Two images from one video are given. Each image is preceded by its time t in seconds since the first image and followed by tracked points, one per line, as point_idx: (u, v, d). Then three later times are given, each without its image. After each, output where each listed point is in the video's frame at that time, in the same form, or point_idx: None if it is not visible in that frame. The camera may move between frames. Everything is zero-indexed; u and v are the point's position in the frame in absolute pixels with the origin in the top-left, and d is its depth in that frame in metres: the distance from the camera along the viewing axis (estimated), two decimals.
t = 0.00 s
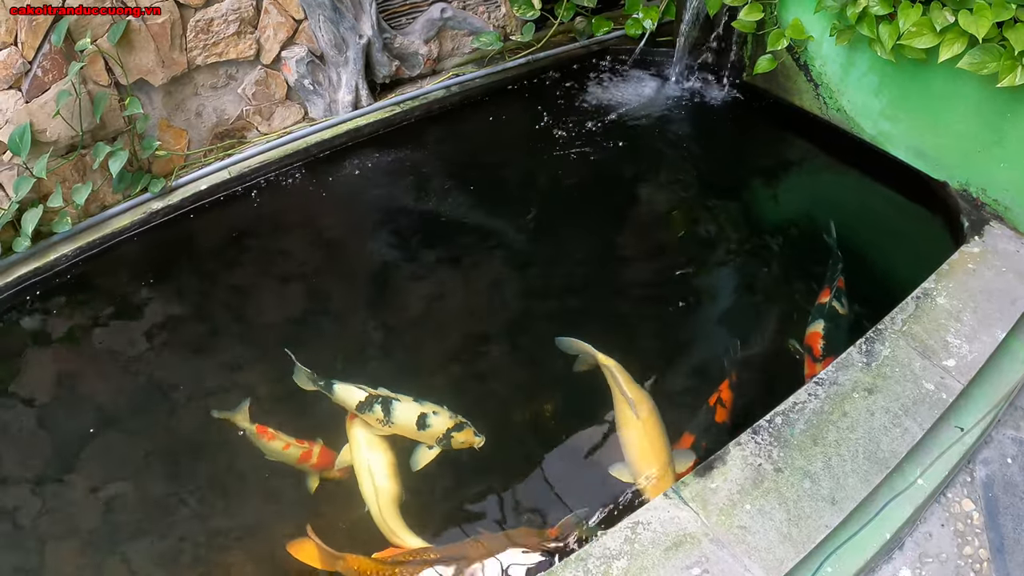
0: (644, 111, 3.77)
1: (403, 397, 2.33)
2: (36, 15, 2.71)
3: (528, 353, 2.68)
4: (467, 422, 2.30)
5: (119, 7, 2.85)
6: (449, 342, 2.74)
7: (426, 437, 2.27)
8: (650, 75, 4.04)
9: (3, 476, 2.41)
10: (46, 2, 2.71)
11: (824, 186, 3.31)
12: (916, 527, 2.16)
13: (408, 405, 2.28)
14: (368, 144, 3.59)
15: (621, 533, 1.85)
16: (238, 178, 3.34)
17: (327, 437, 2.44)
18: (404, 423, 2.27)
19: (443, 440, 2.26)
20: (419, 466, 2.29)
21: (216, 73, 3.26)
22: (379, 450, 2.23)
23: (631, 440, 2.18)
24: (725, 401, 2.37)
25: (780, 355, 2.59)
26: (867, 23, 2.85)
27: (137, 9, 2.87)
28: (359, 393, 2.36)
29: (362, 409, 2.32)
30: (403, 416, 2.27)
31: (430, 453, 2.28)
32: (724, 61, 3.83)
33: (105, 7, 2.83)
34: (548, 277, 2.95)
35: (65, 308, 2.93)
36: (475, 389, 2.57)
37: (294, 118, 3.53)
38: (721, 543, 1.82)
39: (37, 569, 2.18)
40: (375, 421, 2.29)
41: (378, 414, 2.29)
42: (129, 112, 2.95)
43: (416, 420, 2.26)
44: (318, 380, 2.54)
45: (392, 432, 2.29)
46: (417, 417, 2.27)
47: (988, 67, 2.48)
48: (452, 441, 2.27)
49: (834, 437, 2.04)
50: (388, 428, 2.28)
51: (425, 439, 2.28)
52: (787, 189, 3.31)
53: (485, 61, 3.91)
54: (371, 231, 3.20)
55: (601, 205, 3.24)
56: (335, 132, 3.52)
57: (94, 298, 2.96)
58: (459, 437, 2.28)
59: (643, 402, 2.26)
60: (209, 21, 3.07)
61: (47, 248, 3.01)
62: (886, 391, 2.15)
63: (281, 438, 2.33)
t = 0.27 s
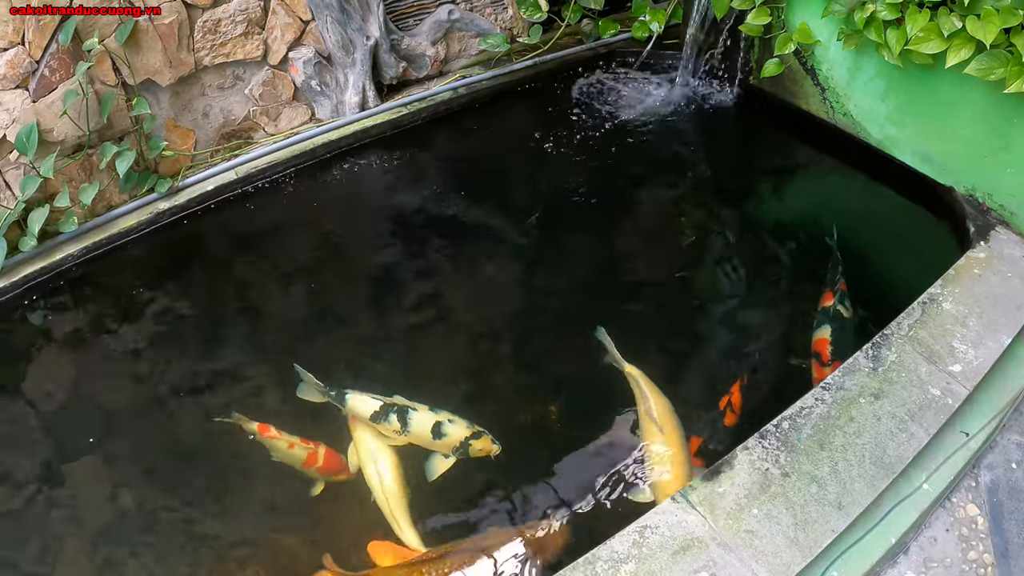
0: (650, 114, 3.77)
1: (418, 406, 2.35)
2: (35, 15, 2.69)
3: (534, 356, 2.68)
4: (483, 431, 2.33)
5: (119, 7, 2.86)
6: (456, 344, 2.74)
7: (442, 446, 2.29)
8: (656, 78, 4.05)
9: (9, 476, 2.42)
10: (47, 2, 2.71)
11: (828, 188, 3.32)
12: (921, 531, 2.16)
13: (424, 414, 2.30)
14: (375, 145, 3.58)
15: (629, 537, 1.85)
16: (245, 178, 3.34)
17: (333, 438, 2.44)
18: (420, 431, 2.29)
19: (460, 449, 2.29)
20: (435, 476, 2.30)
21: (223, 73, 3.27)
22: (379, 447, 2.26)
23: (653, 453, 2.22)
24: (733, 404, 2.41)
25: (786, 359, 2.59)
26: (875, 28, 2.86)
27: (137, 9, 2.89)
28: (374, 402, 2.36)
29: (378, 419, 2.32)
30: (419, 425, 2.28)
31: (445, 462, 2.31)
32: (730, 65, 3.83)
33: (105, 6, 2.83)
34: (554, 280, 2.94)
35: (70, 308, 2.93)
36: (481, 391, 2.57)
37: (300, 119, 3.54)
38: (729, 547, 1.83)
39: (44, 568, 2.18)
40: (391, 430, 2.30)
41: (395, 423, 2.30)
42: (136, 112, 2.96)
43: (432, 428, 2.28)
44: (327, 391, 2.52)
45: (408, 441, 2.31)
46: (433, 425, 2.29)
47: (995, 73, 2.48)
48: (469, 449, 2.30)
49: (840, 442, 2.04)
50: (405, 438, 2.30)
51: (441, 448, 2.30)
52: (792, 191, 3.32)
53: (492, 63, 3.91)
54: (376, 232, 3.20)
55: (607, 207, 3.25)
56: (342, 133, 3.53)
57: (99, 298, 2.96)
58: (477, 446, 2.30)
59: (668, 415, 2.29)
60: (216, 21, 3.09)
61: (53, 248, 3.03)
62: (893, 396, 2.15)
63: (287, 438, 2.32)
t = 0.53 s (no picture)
0: (656, 115, 3.77)
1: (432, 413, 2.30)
2: (36, 15, 2.70)
3: (538, 357, 2.68)
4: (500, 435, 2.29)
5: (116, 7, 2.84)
6: (459, 344, 2.74)
7: (460, 453, 2.25)
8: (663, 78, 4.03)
9: (12, 474, 2.42)
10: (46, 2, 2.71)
11: (835, 191, 3.30)
12: (925, 535, 2.15)
13: (439, 422, 2.26)
14: (380, 145, 3.58)
15: (633, 539, 1.85)
16: (250, 178, 3.35)
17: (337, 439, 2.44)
18: (436, 439, 2.24)
19: (477, 453, 2.25)
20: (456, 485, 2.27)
21: (229, 73, 3.28)
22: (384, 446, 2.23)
23: (670, 467, 2.17)
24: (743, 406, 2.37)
25: (790, 361, 2.58)
26: (881, 30, 2.85)
27: (137, 9, 2.89)
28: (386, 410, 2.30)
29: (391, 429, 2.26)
30: (434, 433, 2.24)
31: (464, 468, 2.27)
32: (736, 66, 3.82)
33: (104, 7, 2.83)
34: (558, 281, 2.94)
35: (74, 306, 2.94)
36: (485, 392, 2.57)
37: (305, 118, 3.54)
38: (733, 550, 1.83)
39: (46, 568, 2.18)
40: (405, 439, 2.25)
41: (409, 432, 2.24)
42: (141, 110, 2.97)
43: (448, 435, 2.24)
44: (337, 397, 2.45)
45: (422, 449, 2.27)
46: (448, 431, 2.25)
47: (1001, 75, 2.47)
48: (486, 454, 2.25)
49: (845, 445, 2.04)
50: (421, 446, 2.25)
51: (458, 454, 2.26)
52: (798, 195, 3.31)
53: (497, 64, 3.91)
54: (380, 232, 3.20)
55: (611, 208, 3.24)
56: (347, 133, 3.52)
57: (103, 297, 2.97)
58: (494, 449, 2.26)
59: (696, 430, 2.21)
60: (222, 20, 3.10)
61: (57, 246, 3.04)
62: (898, 399, 2.15)
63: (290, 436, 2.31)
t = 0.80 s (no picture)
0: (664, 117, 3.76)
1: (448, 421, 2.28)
2: (35, 15, 2.69)
3: (544, 359, 2.68)
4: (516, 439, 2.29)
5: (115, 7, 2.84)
6: (466, 346, 2.74)
7: (477, 459, 2.24)
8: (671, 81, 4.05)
9: (17, 471, 2.43)
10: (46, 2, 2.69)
11: (844, 195, 3.30)
12: (931, 541, 2.13)
13: (456, 430, 2.24)
14: (388, 145, 3.58)
15: (640, 543, 1.85)
16: (258, 177, 3.35)
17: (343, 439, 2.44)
18: (453, 448, 2.23)
19: (495, 458, 2.25)
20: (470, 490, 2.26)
21: (237, 72, 3.29)
22: (393, 454, 2.25)
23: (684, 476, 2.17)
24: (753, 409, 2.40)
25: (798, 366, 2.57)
26: (891, 34, 2.84)
27: (137, 9, 2.88)
28: (402, 423, 2.27)
29: (408, 439, 2.25)
30: (452, 442, 2.23)
31: (481, 473, 2.26)
32: (744, 69, 3.82)
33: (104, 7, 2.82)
34: (565, 283, 2.94)
35: (82, 303, 2.95)
36: (492, 394, 2.57)
37: (314, 118, 3.55)
38: (739, 555, 1.82)
39: (52, 565, 2.19)
40: (422, 448, 2.25)
41: (426, 441, 2.24)
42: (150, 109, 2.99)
43: (465, 443, 2.23)
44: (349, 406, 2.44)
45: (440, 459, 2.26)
46: (465, 439, 2.23)
47: (1013, 81, 2.46)
48: (504, 458, 2.25)
49: (853, 450, 2.03)
50: (439, 455, 2.25)
51: (475, 461, 2.25)
52: (806, 198, 3.31)
53: (506, 65, 3.91)
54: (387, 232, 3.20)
55: (617, 210, 3.24)
56: (355, 133, 3.53)
57: (109, 295, 2.98)
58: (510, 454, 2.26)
59: (715, 445, 2.18)
60: (231, 19, 3.10)
61: (65, 244, 3.05)
62: (906, 405, 2.14)
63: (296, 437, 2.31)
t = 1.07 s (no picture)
0: (675, 120, 3.77)
1: (466, 427, 2.23)
2: (35, 15, 2.69)
3: (551, 360, 2.69)
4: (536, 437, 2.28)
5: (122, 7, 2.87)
6: (474, 346, 2.75)
7: (497, 462, 2.22)
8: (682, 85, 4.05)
9: (26, 464, 2.46)
10: (46, 2, 2.69)
11: (853, 200, 3.31)
12: (937, 547, 2.12)
13: (475, 437, 2.20)
14: (399, 146, 3.60)
15: (647, 544, 1.86)
16: (269, 175, 3.38)
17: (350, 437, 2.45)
18: (473, 455, 2.20)
19: (515, 460, 2.23)
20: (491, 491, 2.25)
21: (249, 71, 3.31)
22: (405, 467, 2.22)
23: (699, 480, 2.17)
24: (763, 411, 2.37)
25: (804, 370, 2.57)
26: (902, 39, 2.84)
27: (137, 9, 2.90)
28: (420, 429, 2.20)
29: (426, 446, 2.19)
30: (473, 448, 2.19)
31: (500, 475, 2.25)
32: (755, 73, 3.83)
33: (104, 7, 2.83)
34: (573, 285, 2.95)
35: (90, 300, 2.99)
36: (500, 394, 2.58)
37: (325, 117, 3.56)
38: (746, 557, 1.83)
39: (57, 557, 2.21)
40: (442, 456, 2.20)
41: (446, 450, 2.19)
42: (162, 107, 3.02)
43: (485, 449, 2.19)
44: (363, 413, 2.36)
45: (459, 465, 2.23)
46: (485, 444, 2.20)
47: None
48: (524, 458, 2.24)
49: (860, 455, 2.04)
50: (458, 460, 2.21)
51: (495, 464, 2.23)
52: (815, 202, 3.31)
53: (517, 66, 3.93)
54: (397, 232, 3.22)
55: (626, 213, 3.24)
56: (367, 132, 3.56)
57: (120, 292, 3.00)
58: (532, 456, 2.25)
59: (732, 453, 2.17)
60: (244, 18, 3.13)
61: (76, 239, 3.08)
62: (913, 410, 2.15)
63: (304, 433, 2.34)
